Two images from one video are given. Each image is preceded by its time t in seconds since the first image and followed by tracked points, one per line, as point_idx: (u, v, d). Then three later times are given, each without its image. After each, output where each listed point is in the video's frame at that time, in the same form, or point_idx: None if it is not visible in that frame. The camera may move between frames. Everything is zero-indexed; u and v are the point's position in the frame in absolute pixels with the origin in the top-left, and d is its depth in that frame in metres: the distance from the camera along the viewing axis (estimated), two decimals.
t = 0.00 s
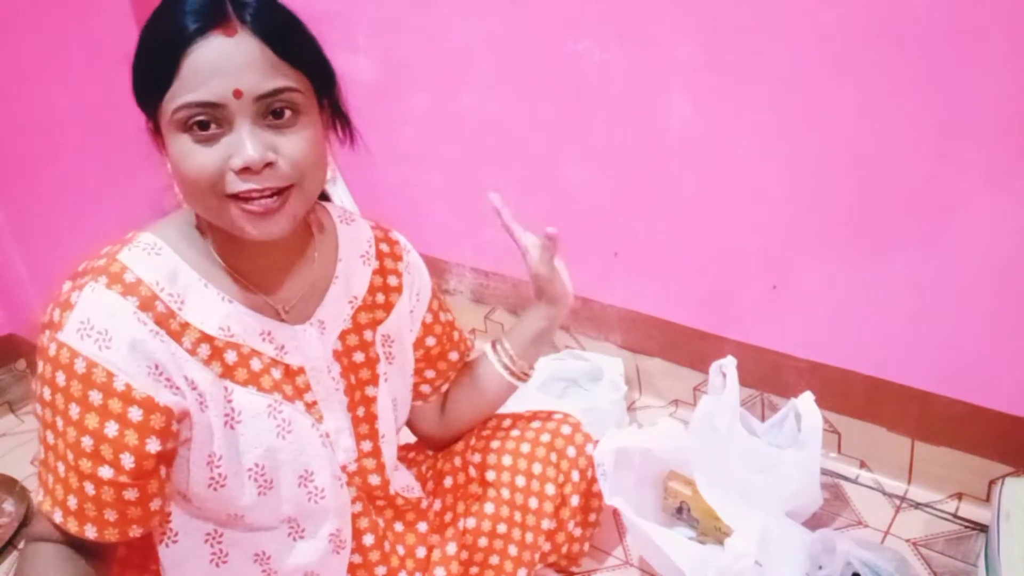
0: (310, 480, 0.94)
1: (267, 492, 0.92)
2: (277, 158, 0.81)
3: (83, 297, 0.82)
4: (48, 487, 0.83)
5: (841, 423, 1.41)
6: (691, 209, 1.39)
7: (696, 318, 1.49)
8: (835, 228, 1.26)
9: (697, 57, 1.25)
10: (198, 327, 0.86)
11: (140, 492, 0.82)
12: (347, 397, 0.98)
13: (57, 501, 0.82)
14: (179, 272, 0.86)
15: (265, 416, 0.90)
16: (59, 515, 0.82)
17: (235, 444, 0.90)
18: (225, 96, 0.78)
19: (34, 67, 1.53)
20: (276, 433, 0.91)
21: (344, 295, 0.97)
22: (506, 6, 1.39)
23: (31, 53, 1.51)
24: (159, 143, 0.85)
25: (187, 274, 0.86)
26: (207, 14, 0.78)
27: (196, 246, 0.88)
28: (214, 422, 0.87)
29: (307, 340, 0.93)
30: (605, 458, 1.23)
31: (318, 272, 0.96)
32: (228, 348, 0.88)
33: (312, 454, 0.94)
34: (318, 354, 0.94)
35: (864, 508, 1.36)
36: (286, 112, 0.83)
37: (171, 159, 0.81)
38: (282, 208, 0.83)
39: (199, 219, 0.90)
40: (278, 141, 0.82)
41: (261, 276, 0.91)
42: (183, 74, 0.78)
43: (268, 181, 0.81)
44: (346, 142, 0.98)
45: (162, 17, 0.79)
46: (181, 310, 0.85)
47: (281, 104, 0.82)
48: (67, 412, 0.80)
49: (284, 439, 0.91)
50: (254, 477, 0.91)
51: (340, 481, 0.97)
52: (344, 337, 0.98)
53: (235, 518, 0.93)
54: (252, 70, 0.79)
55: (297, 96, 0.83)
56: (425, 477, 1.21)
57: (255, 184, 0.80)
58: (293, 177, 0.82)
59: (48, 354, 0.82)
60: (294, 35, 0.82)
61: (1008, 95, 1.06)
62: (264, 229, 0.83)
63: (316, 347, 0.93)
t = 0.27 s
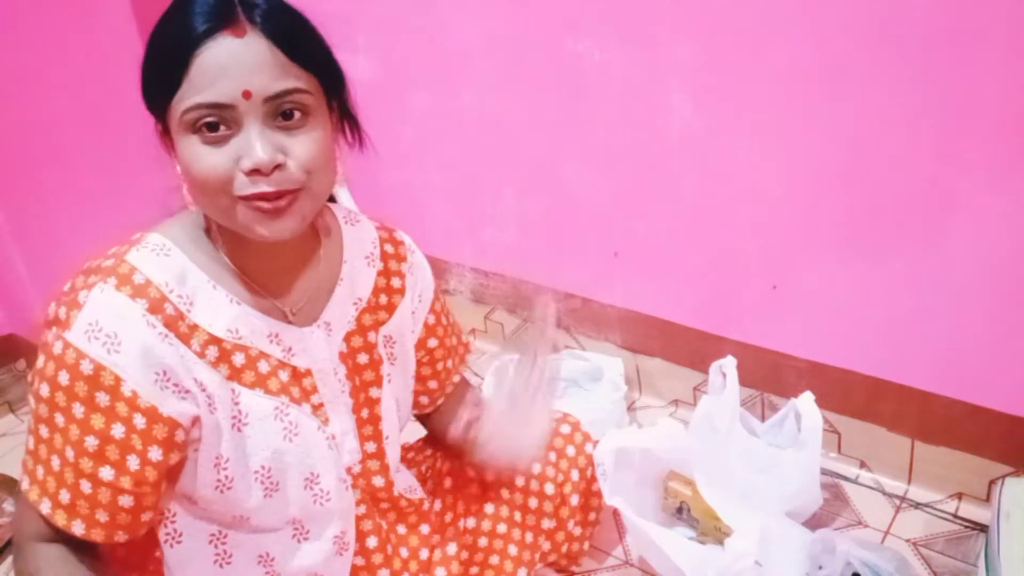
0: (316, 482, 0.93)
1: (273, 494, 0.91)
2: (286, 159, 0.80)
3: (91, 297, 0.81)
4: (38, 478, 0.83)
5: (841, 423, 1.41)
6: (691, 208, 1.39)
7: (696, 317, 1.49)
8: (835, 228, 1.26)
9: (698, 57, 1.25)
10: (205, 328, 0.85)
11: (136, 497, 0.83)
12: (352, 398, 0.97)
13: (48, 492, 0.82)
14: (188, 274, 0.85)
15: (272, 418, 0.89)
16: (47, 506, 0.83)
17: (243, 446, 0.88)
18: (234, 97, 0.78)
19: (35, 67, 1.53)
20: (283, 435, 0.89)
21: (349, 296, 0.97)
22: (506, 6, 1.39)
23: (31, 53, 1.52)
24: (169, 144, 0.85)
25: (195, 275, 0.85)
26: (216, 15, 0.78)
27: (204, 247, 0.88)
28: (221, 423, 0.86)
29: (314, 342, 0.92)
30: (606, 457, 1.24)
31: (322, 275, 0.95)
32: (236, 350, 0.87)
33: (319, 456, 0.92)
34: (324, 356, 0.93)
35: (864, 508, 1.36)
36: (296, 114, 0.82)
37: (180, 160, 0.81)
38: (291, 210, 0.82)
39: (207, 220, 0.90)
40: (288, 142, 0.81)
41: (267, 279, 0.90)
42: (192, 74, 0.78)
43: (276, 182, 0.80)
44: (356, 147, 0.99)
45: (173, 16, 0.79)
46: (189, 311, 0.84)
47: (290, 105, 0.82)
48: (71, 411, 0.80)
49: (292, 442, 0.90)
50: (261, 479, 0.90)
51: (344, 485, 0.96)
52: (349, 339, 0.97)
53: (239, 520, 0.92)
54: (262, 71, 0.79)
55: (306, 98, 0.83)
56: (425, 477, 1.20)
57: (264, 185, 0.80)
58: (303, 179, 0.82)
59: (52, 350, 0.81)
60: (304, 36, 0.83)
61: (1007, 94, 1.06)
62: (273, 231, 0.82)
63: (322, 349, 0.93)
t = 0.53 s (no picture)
0: (312, 483, 0.91)
1: (270, 494, 0.89)
2: (302, 160, 0.81)
3: (86, 296, 0.78)
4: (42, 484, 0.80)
5: (841, 423, 1.41)
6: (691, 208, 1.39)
7: (695, 317, 1.49)
8: (834, 228, 1.26)
9: (698, 57, 1.25)
10: (202, 327, 0.82)
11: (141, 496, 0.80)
12: (352, 397, 0.94)
13: (50, 497, 0.79)
14: (185, 273, 0.82)
15: (269, 418, 0.86)
16: (49, 511, 0.80)
17: (240, 445, 0.86)
18: (255, 96, 0.78)
19: (35, 67, 1.53)
20: (281, 435, 0.87)
21: (349, 293, 0.93)
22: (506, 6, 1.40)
23: (32, 54, 1.52)
24: (173, 140, 0.82)
25: (193, 274, 0.82)
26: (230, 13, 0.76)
27: (201, 243, 0.85)
28: (218, 423, 0.84)
29: (314, 341, 0.89)
30: (605, 458, 1.29)
31: (320, 273, 0.92)
32: (233, 350, 0.84)
33: (315, 458, 0.90)
34: (325, 355, 0.90)
35: (864, 509, 1.36)
36: (310, 115, 0.82)
37: (189, 156, 0.80)
38: (303, 211, 0.82)
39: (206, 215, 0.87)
40: (304, 143, 0.82)
41: (267, 277, 0.88)
42: (211, 71, 0.77)
43: (291, 182, 0.80)
44: (355, 149, 0.97)
45: (178, 12, 0.77)
46: (186, 310, 0.81)
47: (307, 106, 0.82)
48: (68, 411, 0.77)
49: (289, 442, 0.88)
50: (258, 479, 0.88)
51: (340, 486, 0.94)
52: (350, 337, 0.94)
53: (237, 521, 0.90)
54: (282, 72, 0.79)
55: (321, 101, 0.83)
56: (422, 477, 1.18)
57: (280, 185, 0.80)
58: (316, 179, 0.82)
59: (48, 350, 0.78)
60: (321, 40, 0.83)
61: (1007, 94, 1.06)
62: (285, 231, 0.82)
63: (323, 348, 0.90)
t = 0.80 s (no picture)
0: (304, 474, 0.91)
1: (261, 486, 0.89)
2: (321, 155, 0.82)
3: (71, 292, 0.78)
4: (32, 488, 0.80)
5: (841, 423, 1.41)
6: (692, 209, 1.39)
7: (696, 318, 1.49)
8: (835, 228, 1.26)
9: (699, 57, 1.25)
10: (188, 319, 0.83)
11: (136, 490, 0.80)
12: (341, 388, 0.95)
13: (42, 500, 0.79)
14: (169, 265, 0.83)
15: (258, 408, 0.86)
16: (40, 514, 0.79)
17: (229, 438, 0.86)
18: (283, 92, 0.78)
19: (35, 67, 1.53)
20: (270, 425, 0.87)
21: (334, 283, 0.95)
22: (507, 6, 1.40)
23: (32, 54, 1.52)
24: (177, 131, 0.80)
25: (177, 266, 0.83)
26: (244, 12, 0.76)
27: (188, 238, 0.86)
28: (206, 414, 0.84)
29: (302, 332, 0.90)
30: (605, 458, 1.32)
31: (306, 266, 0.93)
32: (220, 341, 0.84)
33: (304, 447, 0.90)
34: (312, 345, 0.91)
35: (864, 509, 1.36)
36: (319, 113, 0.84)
37: (202, 148, 0.78)
38: (315, 205, 0.83)
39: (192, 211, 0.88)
40: (319, 139, 0.83)
41: (258, 270, 0.88)
42: (240, 66, 0.76)
43: (311, 176, 0.81)
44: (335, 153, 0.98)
45: (181, 11, 0.76)
46: (171, 303, 0.82)
47: (322, 104, 0.83)
48: (57, 409, 0.77)
49: (279, 432, 0.88)
50: (249, 470, 0.87)
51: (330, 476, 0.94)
52: (337, 327, 0.95)
53: (230, 517, 0.90)
54: (306, 71, 0.80)
55: (331, 99, 0.84)
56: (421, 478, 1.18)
57: (301, 179, 0.81)
58: (327, 175, 0.84)
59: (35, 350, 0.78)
60: (328, 41, 0.84)
61: (1007, 94, 1.06)
62: (298, 224, 0.83)
63: (310, 339, 0.90)
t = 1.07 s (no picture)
0: (288, 442, 0.91)
1: (247, 456, 0.89)
2: (287, 164, 0.85)
3: (50, 277, 0.80)
4: (23, 472, 0.81)
5: (841, 423, 1.41)
6: (691, 209, 1.39)
7: (696, 318, 1.49)
8: (835, 228, 1.26)
9: (698, 57, 1.25)
10: (164, 296, 0.84)
11: (124, 460, 0.81)
12: (318, 359, 0.96)
13: (32, 480, 0.80)
14: (142, 246, 0.85)
15: (239, 378, 0.87)
16: (33, 495, 0.80)
17: (211, 409, 0.87)
18: (256, 105, 0.80)
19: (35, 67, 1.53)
20: (251, 394, 0.88)
21: (305, 261, 0.97)
22: (506, 6, 1.39)
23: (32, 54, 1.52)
24: (150, 124, 0.82)
25: (150, 247, 0.85)
26: (228, 26, 0.78)
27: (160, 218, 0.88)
28: (187, 385, 0.84)
29: (275, 307, 0.92)
30: (605, 458, 1.30)
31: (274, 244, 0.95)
32: (196, 315, 0.86)
33: (286, 414, 0.91)
34: (288, 318, 0.92)
35: (864, 508, 1.36)
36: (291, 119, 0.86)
37: (173, 146, 0.81)
38: (278, 206, 0.87)
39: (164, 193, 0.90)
40: (289, 147, 0.85)
41: (227, 252, 0.90)
42: (219, 77, 0.78)
43: (275, 183, 0.84)
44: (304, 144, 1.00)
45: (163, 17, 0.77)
46: (146, 280, 0.84)
47: (293, 115, 0.85)
48: (42, 388, 0.78)
49: (260, 400, 0.89)
50: (235, 441, 0.88)
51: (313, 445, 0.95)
52: (311, 303, 0.96)
53: (218, 492, 0.90)
54: (282, 85, 0.81)
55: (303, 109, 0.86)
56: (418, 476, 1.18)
57: (266, 186, 0.84)
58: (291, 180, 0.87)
59: (18, 336, 0.79)
60: (305, 52, 0.86)
61: (1007, 94, 1.06)
62: (260, 223, 0.86)
63: (284, 312, 0.92)
